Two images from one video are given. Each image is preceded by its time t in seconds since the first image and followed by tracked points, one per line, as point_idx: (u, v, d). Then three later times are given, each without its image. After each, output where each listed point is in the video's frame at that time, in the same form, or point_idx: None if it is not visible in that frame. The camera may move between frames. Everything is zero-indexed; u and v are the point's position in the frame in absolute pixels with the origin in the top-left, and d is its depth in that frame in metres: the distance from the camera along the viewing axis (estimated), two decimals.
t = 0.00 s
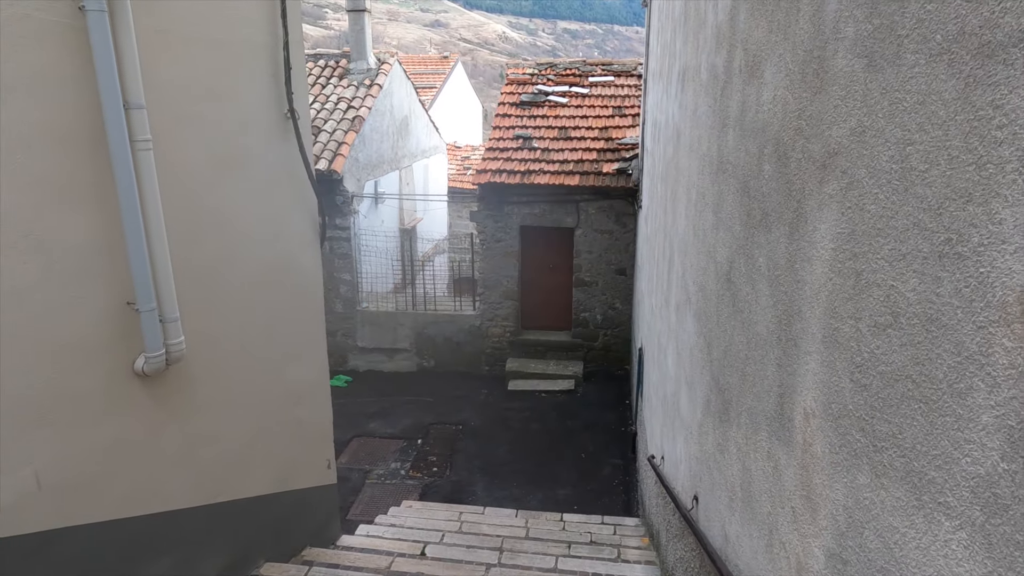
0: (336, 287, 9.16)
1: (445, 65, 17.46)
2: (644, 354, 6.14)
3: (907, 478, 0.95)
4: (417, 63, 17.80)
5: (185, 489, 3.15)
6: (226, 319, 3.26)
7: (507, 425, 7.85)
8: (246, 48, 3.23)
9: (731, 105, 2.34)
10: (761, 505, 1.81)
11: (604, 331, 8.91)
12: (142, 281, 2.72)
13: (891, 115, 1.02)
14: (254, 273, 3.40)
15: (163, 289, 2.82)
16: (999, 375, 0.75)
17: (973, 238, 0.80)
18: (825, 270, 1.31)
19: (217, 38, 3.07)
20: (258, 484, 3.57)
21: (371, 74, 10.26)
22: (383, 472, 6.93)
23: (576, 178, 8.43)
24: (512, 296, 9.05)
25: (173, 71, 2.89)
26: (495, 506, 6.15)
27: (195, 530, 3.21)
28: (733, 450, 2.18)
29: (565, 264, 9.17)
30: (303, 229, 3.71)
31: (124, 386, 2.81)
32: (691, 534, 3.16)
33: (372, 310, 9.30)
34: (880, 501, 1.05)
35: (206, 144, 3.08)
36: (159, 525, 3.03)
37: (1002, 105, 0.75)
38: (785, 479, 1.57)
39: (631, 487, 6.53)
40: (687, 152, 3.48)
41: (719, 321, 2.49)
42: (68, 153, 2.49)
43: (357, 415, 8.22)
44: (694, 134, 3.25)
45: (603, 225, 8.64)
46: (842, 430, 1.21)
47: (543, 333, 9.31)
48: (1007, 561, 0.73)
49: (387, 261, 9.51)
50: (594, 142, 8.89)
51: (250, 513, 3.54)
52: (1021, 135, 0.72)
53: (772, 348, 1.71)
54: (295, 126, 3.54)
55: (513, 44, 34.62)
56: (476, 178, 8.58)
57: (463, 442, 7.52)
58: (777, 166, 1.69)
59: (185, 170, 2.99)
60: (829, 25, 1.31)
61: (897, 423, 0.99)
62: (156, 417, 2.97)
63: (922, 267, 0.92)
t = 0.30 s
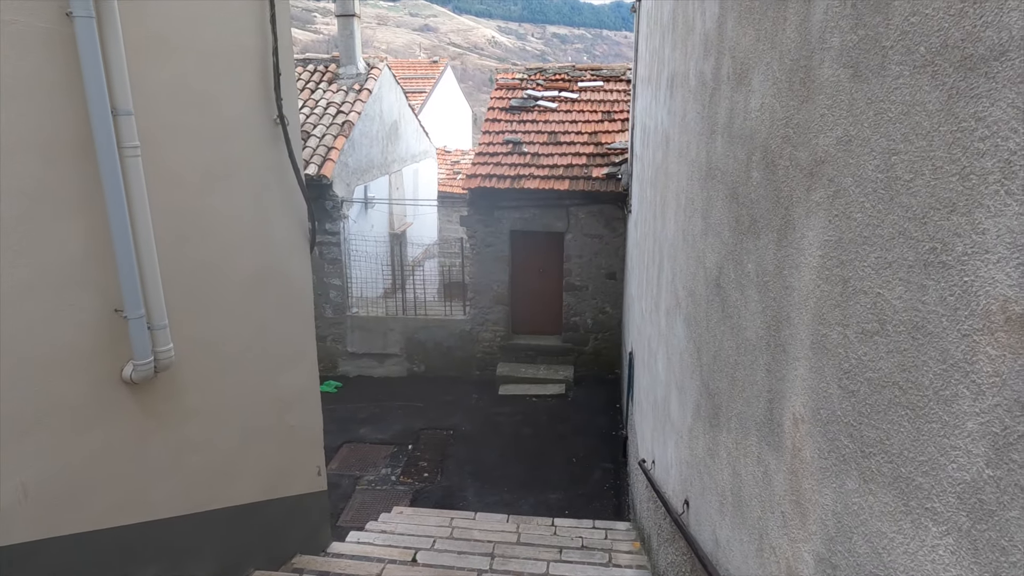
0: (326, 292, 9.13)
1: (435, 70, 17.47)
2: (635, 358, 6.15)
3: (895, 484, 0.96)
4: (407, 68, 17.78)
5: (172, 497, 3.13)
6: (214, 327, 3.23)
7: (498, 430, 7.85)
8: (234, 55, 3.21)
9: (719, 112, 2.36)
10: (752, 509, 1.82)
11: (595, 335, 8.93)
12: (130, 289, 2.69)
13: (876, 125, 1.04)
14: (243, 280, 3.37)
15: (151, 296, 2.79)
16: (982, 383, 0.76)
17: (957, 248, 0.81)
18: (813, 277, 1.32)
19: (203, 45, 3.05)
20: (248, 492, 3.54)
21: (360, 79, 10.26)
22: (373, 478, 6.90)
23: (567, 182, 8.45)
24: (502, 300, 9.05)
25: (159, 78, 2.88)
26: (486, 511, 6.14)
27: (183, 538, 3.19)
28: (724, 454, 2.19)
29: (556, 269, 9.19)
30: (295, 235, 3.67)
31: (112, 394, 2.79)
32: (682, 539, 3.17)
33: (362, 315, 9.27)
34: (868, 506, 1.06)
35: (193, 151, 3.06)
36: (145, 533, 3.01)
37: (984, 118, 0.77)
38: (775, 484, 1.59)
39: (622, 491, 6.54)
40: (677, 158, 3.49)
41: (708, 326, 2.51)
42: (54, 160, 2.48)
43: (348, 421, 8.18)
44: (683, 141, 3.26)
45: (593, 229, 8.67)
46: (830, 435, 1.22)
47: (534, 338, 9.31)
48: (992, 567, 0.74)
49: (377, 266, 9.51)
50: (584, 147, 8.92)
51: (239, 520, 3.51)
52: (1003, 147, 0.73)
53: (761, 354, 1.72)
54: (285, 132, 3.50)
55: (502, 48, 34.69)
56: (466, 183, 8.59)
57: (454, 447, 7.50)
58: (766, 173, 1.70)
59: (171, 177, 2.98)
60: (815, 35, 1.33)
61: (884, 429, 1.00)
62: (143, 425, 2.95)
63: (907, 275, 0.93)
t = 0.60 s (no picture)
0: (316, 304, 9.08)
1: (425, 82, 17.54)
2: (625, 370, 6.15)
3: (886, 501, 0.96)
4: (397, 80, 17.82)
5: (154, 514, 3.07)
6: (198, 341, 3.18)
7: (489, 443, 7.80)
8: (222, 68, 3.15)
9: (708, 125, 2.37)
10: (744, 524, 1.81)
11: (585, 347, 8.93)
12: (116, 303, 2.63)
13: (863, 140, 1.04)
14: (229, 294, 3.29)
15: (138, 311, 2.72)
16: (972, 399, 0.76)
17: (945, 264, 0.81)
18: (802, 291, 1.32)
19: (190, 59, 3.03)
20: (235, 510, 3.43)
21: (350, 91, 10.27)
22: (363, 493, 6.84)
23: (557, 195, 8.48)
24: (493, 312, 9.03)
25: (142, 91, 2.87)
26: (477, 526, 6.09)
27: (166, 556, 3.14)
28: (715, 468, 2.18)
29: (546, 281, 9.19)
30: (285, 248, 3.54)
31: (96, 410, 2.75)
32: (674, 553, 3.14)
33: (352, 328, 9.22)
34: (860, 522, 1.05)
35: (178, 164, 3.03)
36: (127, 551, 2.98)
37: (970, 135, 0.77)
38: (767, 498, 1.58)
39: (614, 504, 6.51)
40: (667, 171, 3.50)
41: (699, 339, 2.50)
42: (40, 174, 2.46)
43: (337, 434, 8.11)
44: (674, 156, 3.27)
45: (583, 241, 8.68)
46: (822, 451, 1.21)
47: (525, 350, 9.29)
48: None
49: (368, 278, 9.53)
50: (574, 159, 8.95)
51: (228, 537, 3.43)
52: (989, 164, 0.73)
53: (752, 368, 1.72)
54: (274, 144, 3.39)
55: (492, 61, 34.87)
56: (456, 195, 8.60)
57: (444, 460, 7.45)
58: (754, 188, 1.71)
59: (154, 190, 2.96)
60: (802, 49, 1.33)
61: (876, 446, 0.99)
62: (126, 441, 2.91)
63: (896, 291, 0.93)
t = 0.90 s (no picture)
0: (309, 322, 9.05)
1: (419, 101, 17.67)
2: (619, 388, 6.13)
3: (875, 524, 0.96)
4: (391, 99, 17.95)
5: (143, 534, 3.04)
6: (188, 361, 3.16)
7: (483, 462, 7.76)
8: (215, 88, 3.16)
9: (698, 146, 2.39)
10: (736, 545, 1.80)
11: (579, 364, 8.91)
12: (107, 324, 2.62)
13: (847, 165, 1.06)
14: (220, 314, 3.28)
15: (128, 331, 2.70)
16: (956, 422, 0.76)
17: (928, 289, 0.82)
18: (791, 312, 1.33)
19: (184, 81, 3.05)
20: (224, 531, 3.39)
21: (345, 110, 10.33)
22: (356, 513, 6.78)
23: (550, 212, 8.52)
24: (486, 330, 9.01)
25: (135, 112, 2.89)
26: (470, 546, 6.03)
27: None
28: (709, 489, 2.17)
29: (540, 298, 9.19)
30: (280, 268, 3.51)
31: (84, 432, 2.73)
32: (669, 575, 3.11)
33: (345, 345, 9.18)
34: (850, 546, 1.05)
35: (169, 184, 3.04)
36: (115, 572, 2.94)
37: (950, 162, 0.78)
38: (758, 520, 1.57)
39: (609, 523, 6.47)
40: (658, 190, 3.53)
41: (691, 358, 2.50)
42: (31, 195, 2.46)
43: (330, 453, 8.05)
44: (665, 176, 3.29)
45: (576, 259, 8.71)
46: (812, 473, 1.21)
47: (518, 367, 9.27)
48: None
49: (361, 296, 9.51)
50: (567, 177, 9.00)
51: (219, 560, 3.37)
52: (968, 192, 0.74)
53: (743, 388, 1.72)
54: (268, 164, 3.37)
55: (486, 80, 35.19)
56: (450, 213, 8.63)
57: (438, 479, 7.40)
58: (743, 210, 1.72)
59: (147, 210, 2.97)
60: (788, 73, 1.35)
61: (864, 468, 0.99)
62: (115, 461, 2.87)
63: (881, 315, 0.94)
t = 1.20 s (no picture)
0: (306, 343, 9.04)
1: (418, 123, 17.82)
2: (617, 409, 6.11)
3: (871, 549, 0.96)
4: (389, 121, 18.12)
5: (137, 559, 3.01)
6: (185, 384, 3.15)
7: (481, 484, 7.71)
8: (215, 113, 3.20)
9: (693, 170, 2.41)
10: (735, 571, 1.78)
11: (577, 385, 8.89)
12: (105, 347, 2.62)
13: (838, 192, 1.07)
14: (218, 337, 3.28)
15: (125, 353, 2.71)
16: (947, 447, 0.77)
17: (918, 314, 0.83)
18: (785, 335, 1.34)
19: (183, 106, 3.08)
20: (219, 554, 3.37)
21: (343, 132, 10.41)
22: (352, 536, 6.72)
23: (548, 234, 8.55)
24: (484, 351, 9.00)
25: (137, 136, 2.91)
26: (468, 570, 5.97)
27: None
28: (707, 512, 2.16)
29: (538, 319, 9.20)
30: (279, 291, 3.53)
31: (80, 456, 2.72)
32: None
33: (342, 367, 9.16)
34: (846, 571, 1.05)
35: (168, 208, 3.06)
36: None
37: (936, 192, 0.80)
38: (757, 544, 1.57)
39: (607, 546, 6.41)
40: (655, 213, 3.55)
41: (689, 380, 2.50)
42: (31, 219, 2.45)
43: (327, 476, 7.99)
44: (660, 199, 3.32)
45: (574, 280, 8.73)
46: (808, 497, 1.22)
47: (516, 389, 9.24)
48: None
49: (359, 317, 9.50)
50: (564, 198, 9.06)
51: None
52: (954, 221, 0.76)
53: (740, 411, 1.72)
54: (267, 188, 3.40)
55: (484, 102, 35.51)
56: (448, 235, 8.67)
57: (435, 502, 7.34)
58: (738, 233, 1.74)
59: (147, 233, 2.98)
60: (780, 101, 1.38)
61: (860, 492, 1.00)
62: (111, 485, 2.85)
63: (873, 339, 0.95)
